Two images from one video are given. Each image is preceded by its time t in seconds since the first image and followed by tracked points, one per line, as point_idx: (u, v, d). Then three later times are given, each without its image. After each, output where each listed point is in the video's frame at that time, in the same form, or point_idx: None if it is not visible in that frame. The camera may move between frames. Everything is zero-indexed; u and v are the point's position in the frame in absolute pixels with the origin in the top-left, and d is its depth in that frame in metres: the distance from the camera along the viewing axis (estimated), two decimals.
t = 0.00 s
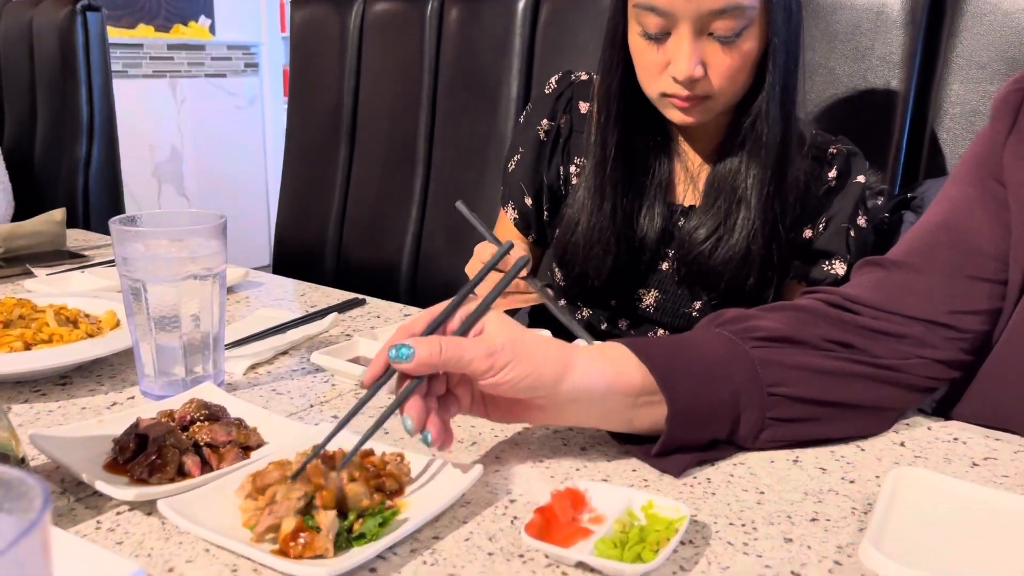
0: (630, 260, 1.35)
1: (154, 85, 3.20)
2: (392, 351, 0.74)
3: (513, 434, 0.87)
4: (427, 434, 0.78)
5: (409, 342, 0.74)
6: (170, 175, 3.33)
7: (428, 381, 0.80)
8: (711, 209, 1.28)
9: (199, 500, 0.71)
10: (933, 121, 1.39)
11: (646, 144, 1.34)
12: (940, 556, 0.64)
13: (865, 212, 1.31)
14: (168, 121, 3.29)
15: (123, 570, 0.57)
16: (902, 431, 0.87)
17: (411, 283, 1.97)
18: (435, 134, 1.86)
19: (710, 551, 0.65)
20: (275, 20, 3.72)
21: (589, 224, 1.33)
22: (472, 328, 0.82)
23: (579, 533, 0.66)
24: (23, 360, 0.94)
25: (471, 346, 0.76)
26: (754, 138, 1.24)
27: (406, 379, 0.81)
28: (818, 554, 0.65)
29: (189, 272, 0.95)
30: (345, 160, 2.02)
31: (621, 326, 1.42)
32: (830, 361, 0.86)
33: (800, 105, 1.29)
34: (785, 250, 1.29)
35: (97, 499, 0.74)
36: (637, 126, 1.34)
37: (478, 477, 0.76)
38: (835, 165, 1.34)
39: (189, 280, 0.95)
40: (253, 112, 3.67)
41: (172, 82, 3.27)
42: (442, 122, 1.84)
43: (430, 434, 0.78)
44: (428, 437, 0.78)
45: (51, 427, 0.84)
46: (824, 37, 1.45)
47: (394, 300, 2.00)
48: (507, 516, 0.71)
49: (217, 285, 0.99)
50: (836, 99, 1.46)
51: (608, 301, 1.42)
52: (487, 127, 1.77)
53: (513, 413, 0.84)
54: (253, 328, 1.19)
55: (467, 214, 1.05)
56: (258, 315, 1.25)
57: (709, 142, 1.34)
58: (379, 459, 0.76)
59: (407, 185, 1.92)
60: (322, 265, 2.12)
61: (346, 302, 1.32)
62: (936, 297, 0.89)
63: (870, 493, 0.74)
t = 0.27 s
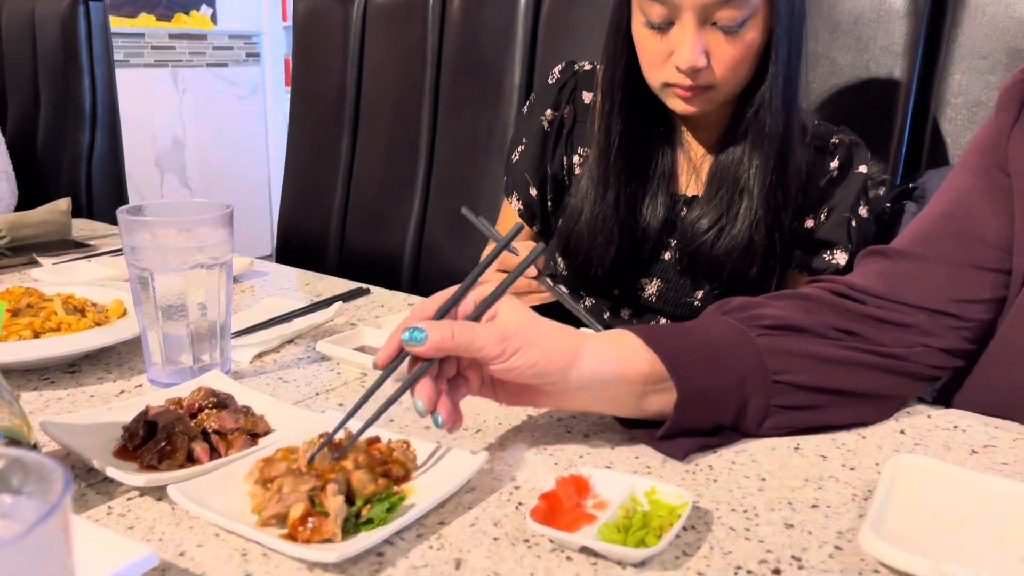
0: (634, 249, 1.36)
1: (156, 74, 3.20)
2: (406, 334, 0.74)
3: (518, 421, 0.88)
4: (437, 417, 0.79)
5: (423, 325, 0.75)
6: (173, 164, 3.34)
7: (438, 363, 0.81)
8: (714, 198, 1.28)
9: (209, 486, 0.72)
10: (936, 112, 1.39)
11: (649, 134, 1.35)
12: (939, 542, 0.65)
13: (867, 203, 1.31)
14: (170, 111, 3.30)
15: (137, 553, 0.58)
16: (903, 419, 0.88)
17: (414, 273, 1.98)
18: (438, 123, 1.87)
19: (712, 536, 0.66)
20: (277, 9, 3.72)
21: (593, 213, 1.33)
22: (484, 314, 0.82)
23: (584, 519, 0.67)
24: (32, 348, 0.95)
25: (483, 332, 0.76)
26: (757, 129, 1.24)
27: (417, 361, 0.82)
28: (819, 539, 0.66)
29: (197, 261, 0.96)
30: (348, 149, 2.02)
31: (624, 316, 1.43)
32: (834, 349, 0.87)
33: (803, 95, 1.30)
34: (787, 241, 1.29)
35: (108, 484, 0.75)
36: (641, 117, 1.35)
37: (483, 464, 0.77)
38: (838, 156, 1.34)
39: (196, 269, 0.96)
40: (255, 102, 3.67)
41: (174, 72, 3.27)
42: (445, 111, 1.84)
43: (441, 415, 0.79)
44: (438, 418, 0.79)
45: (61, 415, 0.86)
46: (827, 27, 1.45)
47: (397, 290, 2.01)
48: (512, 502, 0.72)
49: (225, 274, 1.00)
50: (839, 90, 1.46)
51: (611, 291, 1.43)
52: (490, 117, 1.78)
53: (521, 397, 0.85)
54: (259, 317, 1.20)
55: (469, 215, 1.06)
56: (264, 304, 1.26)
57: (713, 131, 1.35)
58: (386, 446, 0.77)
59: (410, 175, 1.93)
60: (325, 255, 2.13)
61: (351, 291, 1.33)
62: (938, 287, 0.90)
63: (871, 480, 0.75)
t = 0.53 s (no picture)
0: (635, 238, 1.36)
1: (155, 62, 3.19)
2: (408, 342, 0.74)
3: (519, 410, 0.88)
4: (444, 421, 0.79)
5: (426, 332, 0.74)
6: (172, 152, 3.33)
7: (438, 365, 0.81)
8: (718, 189, 1.28)
9: (211, 473, 0.72)
10: (938, 99, 1.38)
11: (651, 123, 1.34)
12: (940, 530, 0.65)
13: (870, 191, 1.30)
14: (169, 98, 3.28)
15: (140, 541, 0.58)
16: (904, 407, 0.88)
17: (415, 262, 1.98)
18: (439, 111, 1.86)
19: (713, 524, 0.66)
20: None
21: (594, 199, 1.33)
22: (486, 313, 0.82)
23: (585, 507, 0.68)
24: (34, 336, 0.95)
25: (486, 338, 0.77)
26: (758, 117, 1.24)
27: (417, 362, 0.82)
28: (820, 527, 0.66)
29: (198, 249, 0.96)
30: (348, 138, 2.02)
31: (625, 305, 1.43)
32: (834, 340, 0.86)
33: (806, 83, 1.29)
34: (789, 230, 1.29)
35: (111, 472, 0.76)
36: (643, 106, 1.34)
37: (485, 452, 0.77)
38: (840, 145, 1.34)
39: (197, 258, 0.96)
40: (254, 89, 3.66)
41: (173, 59, 3.26)
42: (446, 99, 1.84)
43: (445, 417, 0.79)
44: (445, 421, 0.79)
45: (63, 403, 0.86)
46: (830, 14, 1.45)
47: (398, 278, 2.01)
48: (514, 490, 0.72)
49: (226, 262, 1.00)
50: (841, 78, 1.46)
51: (612, 280, 1.42)
52: (491, 105, 1.77)
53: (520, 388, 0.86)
54: (260, 305, 1.20)
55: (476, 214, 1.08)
56: (265, 292, 1.26)
57: (715, 120, 1.35)
58: (388, 435, 0.77)
59: (410, 163, 1.93)
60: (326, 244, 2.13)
61: (352, 280, 1.33)
62: (939, 276, 0.90)
63: (872, 468, 0.75)
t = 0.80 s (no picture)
0: (637, 227, 1.36)
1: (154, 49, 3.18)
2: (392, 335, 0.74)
3: (520, 398, 0.88)
4: (440, 415, 0.77)
5: (411, 327, 0.74)
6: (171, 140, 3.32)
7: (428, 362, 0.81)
8: (720, 176, 1.27)
9: (212, 461, 0.72)
10: (941, 87, 1.38)
11: (653, 111, 1.33)
12: (940, 518, 0.65)
13: (872, 179, 1.31)
14: (168, 86, 3.27)
15: (140, 528, 0.58)
16: (904, 396, 0.88)
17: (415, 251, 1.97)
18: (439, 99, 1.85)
19: (714, 512, 0.66)
20: None
21: (596, 186, 1.33)
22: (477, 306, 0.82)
23: (586, 495, 0.67)
24: (33, 324, 0.95)
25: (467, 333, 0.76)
26: (761, 105, 1.23)
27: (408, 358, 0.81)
28: (821, 515, 0.66)
29: (198, 237, 0.95)
30: (348, 125, 2.01)
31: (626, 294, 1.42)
32: (828, 331, 0.86)
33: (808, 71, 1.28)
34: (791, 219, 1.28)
35: (111, 460, 0.75)
36: (645, 93, 1.33)
37: (486, 441, 0.77)
38: (843, 133, 1.33)
39: (197, 246, 0.96)
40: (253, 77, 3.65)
41: (172, 46, 3.24)
42: (446, 87, 1.83)
43: (438, 411, 0.77)
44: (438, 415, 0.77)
45: (62, 391, 0.85)
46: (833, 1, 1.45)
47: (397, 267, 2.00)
48: (515, 478, 0.72)
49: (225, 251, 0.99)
50: (844, 65, 1.45)
51: (613, 269, 1.42)
52: (491, 94, 1.76)
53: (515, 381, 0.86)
54: (260, 294, 1.20)
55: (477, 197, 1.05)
56: (264, 281, 1.26)
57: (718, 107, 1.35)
58: (388, 423, 0.77)
59: (410, 151, 1.92)
60: (325, 232, 2.12)
61: (352, 268, 1.33)
62: (935, 266, 0.90)
63: (872, 457, 0.75)
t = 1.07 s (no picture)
0: (637, 217, 1.35)
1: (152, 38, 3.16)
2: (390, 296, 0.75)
3: (520, 388, 0.88)
4: (439, 377, 0.78)
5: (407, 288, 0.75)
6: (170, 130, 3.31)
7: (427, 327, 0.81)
8: (720, 166, 1.27)
9: (212, 452, 0.72)
10: (942, 77, 1.37)
11: (653, 100, 1.33)
12: (940, 509, 0.65)
13: (872, 169, 1.30)
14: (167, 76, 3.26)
15: (140, 518, 0.58)
16: (904, 387, 0.88)
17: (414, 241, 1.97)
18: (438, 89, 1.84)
19: (714, 503, 0.66)
20: None
21: (596, 176, 1.32)
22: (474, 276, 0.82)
23: (586, 485, 0.67)
24: (32, 314, 0.95)
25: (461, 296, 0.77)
26: (761, 94, 1.23)
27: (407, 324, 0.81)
28: (820, 505, 0.66)
29: (196, 228, 0.95)
30: (347, 115, 2.00)
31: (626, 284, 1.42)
32: (827, 316, 0.86)
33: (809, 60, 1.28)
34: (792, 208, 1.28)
35: (111, 450, 0.75)
36: (645, 83, 1.33)
37: (486, 431, 0.77)
38: (844, 123, 1.33)
39: (196, 236, 0.96)
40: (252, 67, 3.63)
41: (170, 36, 3.23)
42: (445, 76, 1.82)
43: (436, 373, 0.79)
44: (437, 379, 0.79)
45: (62, 381, 0.85)
46: None
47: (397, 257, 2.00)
48: (515, 468, 0.72)
49: (224, 241, 0.99)
50: (845, 55, 1.44)
51: (613, 259, 1.42)
52: (490, 84, 1.75)
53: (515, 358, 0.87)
54: (260, 284, 1.19)
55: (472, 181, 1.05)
56: (264, 271, 1.26)
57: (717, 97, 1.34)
58: (388, 413, 0.77)
59: (409, 141, 1.91)
60: (325, 222, 2.12)
61: (351, 258, 1.33)
62: (936, 255, 0.90)
63: (872, 448, 0.75)
